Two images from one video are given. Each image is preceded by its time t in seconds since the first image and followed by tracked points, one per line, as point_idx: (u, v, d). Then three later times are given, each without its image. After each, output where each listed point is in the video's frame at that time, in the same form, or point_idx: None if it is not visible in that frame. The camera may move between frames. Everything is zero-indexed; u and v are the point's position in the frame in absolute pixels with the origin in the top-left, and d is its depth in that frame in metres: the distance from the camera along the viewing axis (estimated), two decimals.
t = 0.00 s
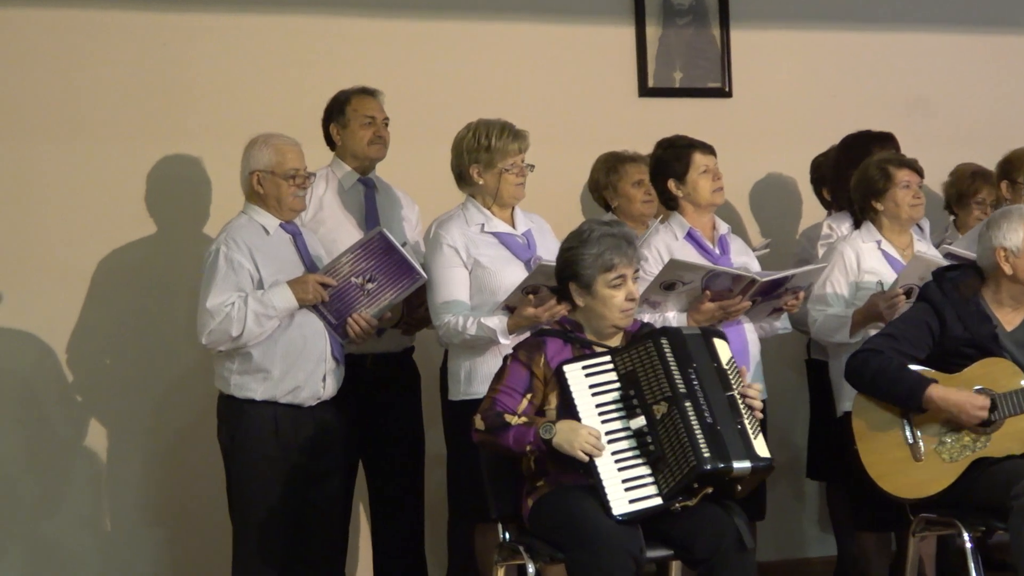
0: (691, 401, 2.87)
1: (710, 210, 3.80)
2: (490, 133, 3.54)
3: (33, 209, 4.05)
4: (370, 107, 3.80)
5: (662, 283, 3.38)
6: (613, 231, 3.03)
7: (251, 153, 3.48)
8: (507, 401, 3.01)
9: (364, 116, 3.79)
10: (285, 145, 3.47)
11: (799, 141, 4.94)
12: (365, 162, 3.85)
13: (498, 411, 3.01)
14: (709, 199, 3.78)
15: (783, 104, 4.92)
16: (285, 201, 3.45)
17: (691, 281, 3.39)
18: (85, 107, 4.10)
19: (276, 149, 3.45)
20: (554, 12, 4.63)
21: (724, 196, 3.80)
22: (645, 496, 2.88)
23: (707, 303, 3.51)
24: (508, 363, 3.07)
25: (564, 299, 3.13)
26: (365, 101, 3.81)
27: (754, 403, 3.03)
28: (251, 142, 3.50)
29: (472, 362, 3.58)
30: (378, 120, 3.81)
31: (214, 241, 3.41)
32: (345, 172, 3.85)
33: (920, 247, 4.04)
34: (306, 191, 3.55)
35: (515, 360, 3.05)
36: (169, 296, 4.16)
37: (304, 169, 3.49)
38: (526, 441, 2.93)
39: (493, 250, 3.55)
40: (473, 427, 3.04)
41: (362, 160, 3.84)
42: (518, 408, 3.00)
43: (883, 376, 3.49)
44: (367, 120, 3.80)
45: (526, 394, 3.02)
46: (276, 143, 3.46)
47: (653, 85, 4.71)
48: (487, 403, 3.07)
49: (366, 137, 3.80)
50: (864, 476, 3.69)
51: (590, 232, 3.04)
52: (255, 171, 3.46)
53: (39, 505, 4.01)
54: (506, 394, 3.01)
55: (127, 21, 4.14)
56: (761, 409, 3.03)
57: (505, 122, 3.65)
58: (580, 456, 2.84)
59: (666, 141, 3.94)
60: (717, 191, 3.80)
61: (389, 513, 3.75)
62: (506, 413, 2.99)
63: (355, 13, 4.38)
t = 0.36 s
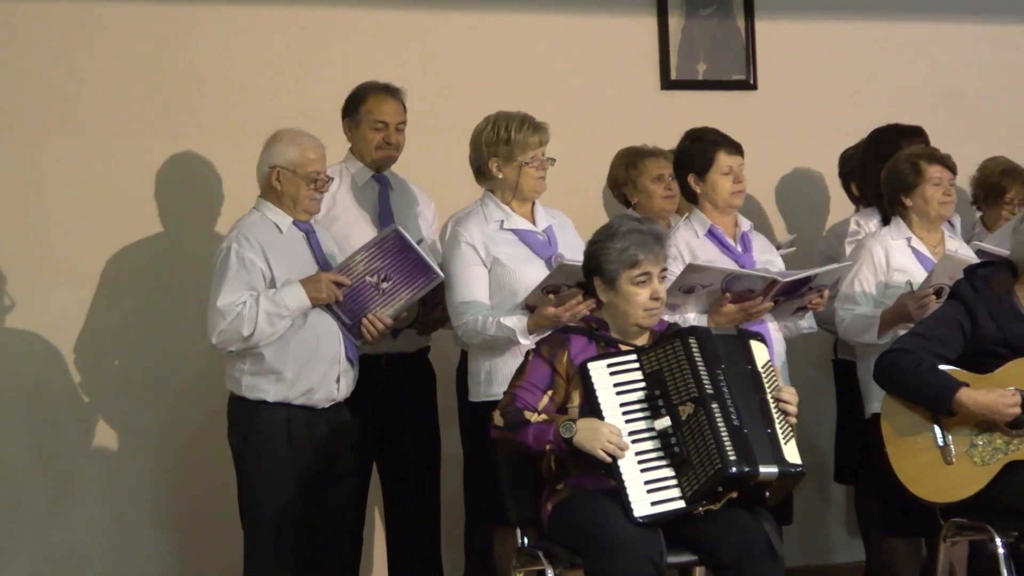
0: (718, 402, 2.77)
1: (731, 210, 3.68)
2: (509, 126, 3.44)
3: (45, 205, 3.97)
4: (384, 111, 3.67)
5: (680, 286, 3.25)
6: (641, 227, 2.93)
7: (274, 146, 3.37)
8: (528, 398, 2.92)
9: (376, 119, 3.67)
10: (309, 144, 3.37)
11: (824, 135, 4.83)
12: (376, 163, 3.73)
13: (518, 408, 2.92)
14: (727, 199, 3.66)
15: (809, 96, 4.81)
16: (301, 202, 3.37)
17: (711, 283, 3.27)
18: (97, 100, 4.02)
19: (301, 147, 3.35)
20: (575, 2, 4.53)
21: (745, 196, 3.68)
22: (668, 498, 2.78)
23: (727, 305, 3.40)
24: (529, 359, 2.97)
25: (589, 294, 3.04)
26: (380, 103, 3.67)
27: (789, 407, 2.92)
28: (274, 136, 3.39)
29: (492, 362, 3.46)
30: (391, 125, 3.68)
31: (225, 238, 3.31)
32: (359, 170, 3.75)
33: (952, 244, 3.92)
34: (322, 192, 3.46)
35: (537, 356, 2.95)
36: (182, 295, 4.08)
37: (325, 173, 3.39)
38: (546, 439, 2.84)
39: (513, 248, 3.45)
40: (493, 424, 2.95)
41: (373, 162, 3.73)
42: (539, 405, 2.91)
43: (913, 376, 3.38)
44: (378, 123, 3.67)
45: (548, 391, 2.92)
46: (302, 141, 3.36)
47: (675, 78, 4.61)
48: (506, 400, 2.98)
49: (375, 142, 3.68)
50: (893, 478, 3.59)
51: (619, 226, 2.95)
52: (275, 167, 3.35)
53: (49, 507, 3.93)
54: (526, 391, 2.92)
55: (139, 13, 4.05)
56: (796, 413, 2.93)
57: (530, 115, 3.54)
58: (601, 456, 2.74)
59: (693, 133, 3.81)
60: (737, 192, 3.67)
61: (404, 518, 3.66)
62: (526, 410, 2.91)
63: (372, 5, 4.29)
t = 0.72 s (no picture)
0: (741, 404, 2.64)
1: (753, 208, 3.53)
2: (528, 117, 3.32)
3: (48, 197, 3.85)
4: (391, 109, 3.51)
5: (702, 284, 3.13)
6: (666, 222, 2.80)
7: (282, 140, 3.24)
8: (547, 394, 2.79)
9: (382, 118, 3.52)
10: (320, 139, 3.24)
11: (846, 128, 4.70)
12: (380, 161, 3.60)
13: (536, 405, 2.79)
14: (747, 199, 3.50)
15: (832, 89, 4.68)
16: (309, 200, 3.25)
17: (734, 280, 3.15)
18: (102, 89, 3.90)
19: (312, 143, 3.22)
20: None
21: (764, 197, 3.51)
22: (688, 503, 2.64)
23: (749, 304, 3.27)
24: (547, 356, 2.84)
25: (611, 291, 2.92)
26: (388, 101, 3.51)
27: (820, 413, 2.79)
28: (282, 130, 3.26)
29: (508, 363, 3.33)
30: (398, 124, 3.52)
31: (228, 235, 3.19)
32: (366, 166, 3.61)
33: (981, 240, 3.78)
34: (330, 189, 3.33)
35: (557, 353, 2.82)
36: (186, 293, 3.97)
37: (334, 170, 3.26)
38: (566, 431, 2.70)
39: (531, 244, 3.32)
40: (510, 422, 2.82)
41: (377, 159, 3.59)
42: (558, 402, 2.78)
43: (944, 377, 3.23)
44: (384, 122, 3.53)
45: (567, 388, 2.79)
46: (312, 136, 3.23)
47: (695, 69, 4.48)
48: (522, 397, 2.85)
49: (380, 140, 3.54)
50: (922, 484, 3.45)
51: (643, 220, 2.82)
52: (284, 161, 3.22)
53: (50, 509, 3.81)
54: (545, 387, 2.79)
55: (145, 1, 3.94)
56: (826, 420, 2.79)
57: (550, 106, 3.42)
58: (619, 452, 2.61)
59: (718, 123, 3.63)
60: (758, 192, 3.51)
61: (414, 524, 3.53)
62: (545, 406, 2.77)
63: None
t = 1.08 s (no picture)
0: (755, 408, 2.52)
1: (768, 204, 3.40)
2: (540, 110, 3.20)
3: (44, 191, 3.76)
4: (388, 106, 3.39)
5: (717, 275, 3.02)
6: (676, 220, 2.68)
7: (278, 135, 3.12)
8: (552, 401, 2.68)
9: (378, 115, 3.39)
10: (318, 134, 3.12)
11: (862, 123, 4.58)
12: (375, 158, 3.48)
13: (542, 413, 2.68)
14: (764, 195, 3.38)
15: (848, 82, 4.56)
16: (306, 197, 3.12)
17: (752, 273, 3.03)
18: (100, 81, 3.80)
19: (309, 138, 3.10)
20: None
21: (782, 193, 3.39)
22: (699, 511, 2.51)
23: (766, 298, 3.15)
24: (553, 361, 2.73)
25: (620, 292, 2.80)
26: (384, 98, 3.39)
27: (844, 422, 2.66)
28: (278, 124, 3.14)
29: (518, 365, 3.19)
30: (394, 121, 3.40)
31: (223, 233, 3.07)
32: (363, 164, 3.49)
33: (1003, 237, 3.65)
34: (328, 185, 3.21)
35: (563, 357, 2.70)
36: (183, 291, 3.86)
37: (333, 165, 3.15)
38: (572, 443, 2.59)
39: (541, 242, 3.20)
40: (515, 432, 2.71)
41: (372, 156, 3.47)
42: (564, 410, 2.66)
43: (966, 382, 3.11)
44: (379, 119, 3.40)
45: (573, 395, 2.67)
46: (311, 131, 3.11)
47: (708, 61, 4.37)
48: (528, 404, 2.74)
49: (376, 138, 3.42)
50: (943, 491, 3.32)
51: (652, 219, 2.70)
52: (280, 157, 3.10)
53: (45, 512, 3.72)
54: (551, 395, 2.68)
55: None
56: (851, 429, 2.66)
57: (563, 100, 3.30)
58: (630, 464, 2.49)
59: (731, 118, 3.50)
60: (774, 188, 3.38)
61: (415, 531, 3.42)
62: (551, 415, 2.66)
63: None
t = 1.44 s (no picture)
0: (762, 413, 2.40)
1: (781, 201, 3.27)
2: (542, 103, 3.08)
3: (32, 186, 3.66)
4: (380, 101, 3.28)
5: (729, 280, 2.89)
6: (683, 218, 2.55)
7: (270, 131, 3.00)
8: (554, 405, 2.56)
9: (371, 110, 3.29)
10: (310, 130, 3.02)
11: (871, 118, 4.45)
12: (370, 155, 3.37)
13: (542, 416, 2.57)
14: (776, 192, 3.25)
15: (858, 75, 4.44)
16: (298, 194, 3.01)
17: (764, 277, 2.91)
18: (90, 73, 3.69)
19: (301, 134, 2.99)
20: None
21: (795, 189, 3.26)
22: (705, 520, 2.39)
23: (778, 302, 3.03)
24: (554, 363, 2.61)
25: (625, 293, 2.68)
26: (376, 92, 3.28)
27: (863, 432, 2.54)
28: (269, 119, 3.02)
29: (521, 367, 3.06)
30: (388, 116, 3.29)
31: (211, 232, 2.96)
32: (356, 160, 3.38)
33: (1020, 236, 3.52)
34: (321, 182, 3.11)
35: (564, 360, 2.58)
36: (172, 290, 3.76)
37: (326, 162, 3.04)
38: (574, 445, 2.48)
39: (544, 240, 3.07)
40: (515, 436, 2.59)
41: (366, 153, 3.36)
42: (566, 413, 2.55)
43: (983, 387, 2.99)
44: (372, 114, 3.29)
45: (576, 399, 2.55)
46: (303, 126, 3.00)
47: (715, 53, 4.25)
48: (528, 409, 2.62)
49: (369, 134, 3.32)
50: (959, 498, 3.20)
51: (658, 217, 2.57)
52: (271, 153, 2.99)
53: (33, 517, 3.62)
54: (552, 398, 2.56)
55: None
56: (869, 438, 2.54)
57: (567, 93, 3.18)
58: (633, 468, 2.38)
59: (742, 111, 3.36)
60: (788, 184, 3.25)
61: (410, 540, 3.30)
62: (552, 418, 2.54)
63: None
